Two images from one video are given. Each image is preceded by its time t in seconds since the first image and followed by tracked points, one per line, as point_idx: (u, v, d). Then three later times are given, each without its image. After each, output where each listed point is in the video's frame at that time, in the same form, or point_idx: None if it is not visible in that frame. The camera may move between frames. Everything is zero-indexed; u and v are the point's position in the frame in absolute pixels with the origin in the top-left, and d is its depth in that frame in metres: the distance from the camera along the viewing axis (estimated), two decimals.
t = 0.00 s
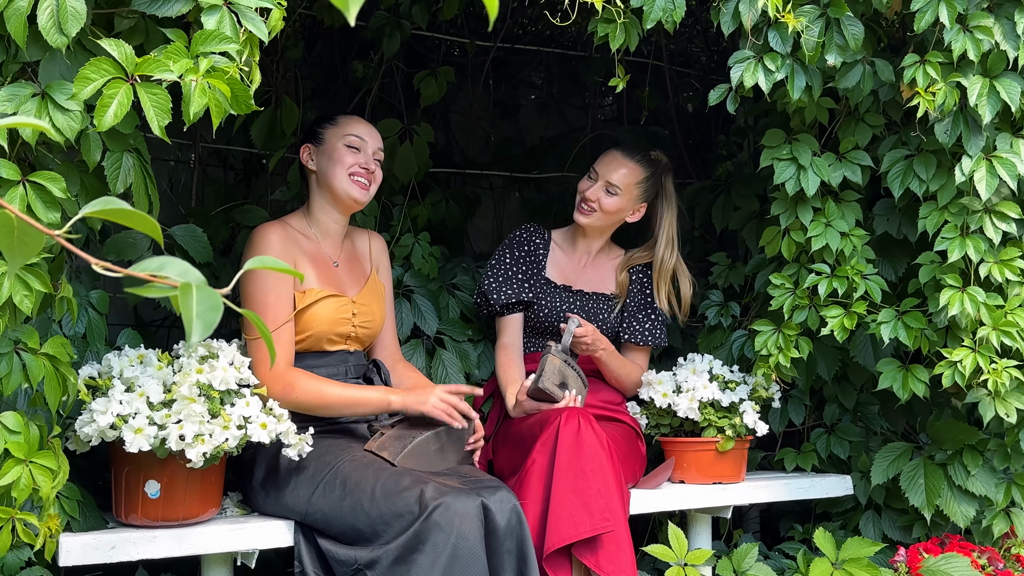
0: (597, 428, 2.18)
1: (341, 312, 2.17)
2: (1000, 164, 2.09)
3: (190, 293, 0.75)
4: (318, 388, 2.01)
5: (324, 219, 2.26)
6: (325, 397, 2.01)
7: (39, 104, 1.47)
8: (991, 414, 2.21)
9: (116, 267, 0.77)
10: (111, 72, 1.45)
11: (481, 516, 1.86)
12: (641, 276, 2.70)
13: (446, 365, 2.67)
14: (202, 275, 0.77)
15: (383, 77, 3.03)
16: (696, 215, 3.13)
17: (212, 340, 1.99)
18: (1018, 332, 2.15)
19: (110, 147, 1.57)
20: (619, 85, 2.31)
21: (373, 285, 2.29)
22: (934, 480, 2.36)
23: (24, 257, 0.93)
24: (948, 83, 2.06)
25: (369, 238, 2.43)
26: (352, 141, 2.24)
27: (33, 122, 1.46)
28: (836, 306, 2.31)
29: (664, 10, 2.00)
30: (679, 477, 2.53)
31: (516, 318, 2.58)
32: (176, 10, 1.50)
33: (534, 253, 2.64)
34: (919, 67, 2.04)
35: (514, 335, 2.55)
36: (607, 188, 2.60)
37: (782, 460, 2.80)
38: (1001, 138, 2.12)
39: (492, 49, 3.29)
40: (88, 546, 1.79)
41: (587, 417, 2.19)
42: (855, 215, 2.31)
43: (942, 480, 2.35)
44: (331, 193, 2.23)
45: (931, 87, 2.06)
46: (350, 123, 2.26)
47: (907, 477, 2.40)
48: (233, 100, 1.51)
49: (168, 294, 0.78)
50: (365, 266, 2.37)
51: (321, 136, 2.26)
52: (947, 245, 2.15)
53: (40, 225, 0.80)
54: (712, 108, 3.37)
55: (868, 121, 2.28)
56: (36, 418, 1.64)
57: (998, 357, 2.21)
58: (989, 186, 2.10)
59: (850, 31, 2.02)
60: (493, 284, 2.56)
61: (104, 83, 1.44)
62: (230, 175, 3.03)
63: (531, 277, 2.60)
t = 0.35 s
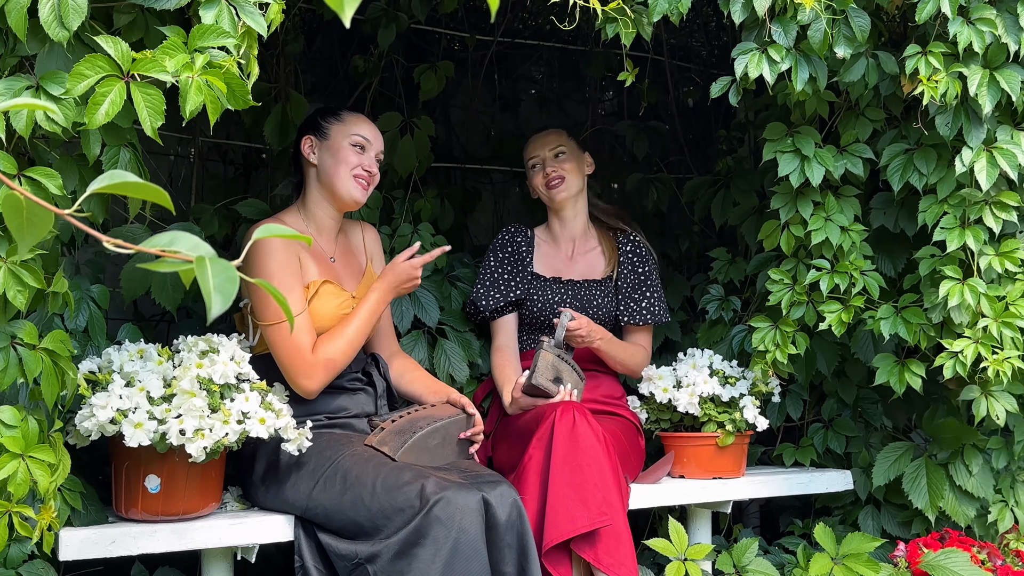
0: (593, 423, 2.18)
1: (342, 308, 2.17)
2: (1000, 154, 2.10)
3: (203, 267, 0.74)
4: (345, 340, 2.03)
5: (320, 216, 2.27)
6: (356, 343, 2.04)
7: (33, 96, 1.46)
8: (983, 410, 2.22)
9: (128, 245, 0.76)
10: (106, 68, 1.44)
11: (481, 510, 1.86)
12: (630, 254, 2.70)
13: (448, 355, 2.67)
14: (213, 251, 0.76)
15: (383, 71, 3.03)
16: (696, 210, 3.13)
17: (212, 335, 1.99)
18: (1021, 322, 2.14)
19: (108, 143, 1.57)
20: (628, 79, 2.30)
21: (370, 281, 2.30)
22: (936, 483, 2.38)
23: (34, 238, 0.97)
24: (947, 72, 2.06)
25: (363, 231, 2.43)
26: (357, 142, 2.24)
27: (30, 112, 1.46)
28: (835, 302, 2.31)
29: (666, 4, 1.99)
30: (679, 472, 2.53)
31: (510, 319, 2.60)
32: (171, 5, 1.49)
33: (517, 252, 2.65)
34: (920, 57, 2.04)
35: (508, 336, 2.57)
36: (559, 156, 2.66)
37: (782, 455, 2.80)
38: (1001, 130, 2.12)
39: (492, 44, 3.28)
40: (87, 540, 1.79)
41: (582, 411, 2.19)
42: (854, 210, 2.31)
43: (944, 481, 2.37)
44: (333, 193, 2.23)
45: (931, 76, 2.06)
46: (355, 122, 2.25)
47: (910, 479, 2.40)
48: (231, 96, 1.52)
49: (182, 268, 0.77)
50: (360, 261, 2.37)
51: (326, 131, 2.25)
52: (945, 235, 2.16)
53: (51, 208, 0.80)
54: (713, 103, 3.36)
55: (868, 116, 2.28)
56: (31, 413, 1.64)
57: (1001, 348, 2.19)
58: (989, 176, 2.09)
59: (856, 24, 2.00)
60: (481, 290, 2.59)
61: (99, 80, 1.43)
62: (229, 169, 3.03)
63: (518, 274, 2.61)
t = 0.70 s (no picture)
0: (591, 418, 2.18)
1: (340, 305, 2.17)
2: (997, 153, 2.09)
3: (166, 320, 0.74)
4: (351, 332, 2.04)
5: (324, 211, 2.26)
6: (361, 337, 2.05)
7: (36, 92, 1.46)
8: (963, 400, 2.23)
9: (97, 288, 0.75)
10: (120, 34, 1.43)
11: (479, 505, 1.86)
12: (618, 242, 2.69)
13: (448, 353, 2.66)
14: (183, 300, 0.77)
15: (383, 66, 3.02)
16: (697, 206, 3.12)
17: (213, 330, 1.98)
18: (1002, 324, 2.14)
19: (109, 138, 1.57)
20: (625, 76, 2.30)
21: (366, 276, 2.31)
22: (928, 470, 2.38)
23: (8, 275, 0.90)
24: (956, 70, 2.05)
25: (360, 226, 2.44)
26: (373, 145, 2.27)
27: (31, 105, 1.45)
28: (835, 299, 2.30)
29: None
30: (679, 467, 2.53)
31: (505, 321, 2.61)
32: None
33: (506, 255, 2.66)
34: (927, 54, 2.02)
35: (505, 338, 2.59)
36: (534, 155, 2.67)
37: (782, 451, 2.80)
38: (1000, 128, 2.12)
39: (493, 39, 3.27)
40: (88, 535, 1.79)
41: (579, 406, 2.19)
42: (853, 206, 2.31)
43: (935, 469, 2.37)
44: (349, 191, 2.24)
45: (942, 75, 2.05)
46: (368, 124, 2.28)
47: (902, 468, 2.41)
48: (237, 87, 1.52)
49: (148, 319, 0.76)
50: (357, 256, 2.37)
51: (345, 130, 2.24)
52: (938, 235, 2.16)
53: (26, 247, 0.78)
54: (714, 98, 3.36)
55: (868, 111, 2.28)
56: (10, 416, 1.63)
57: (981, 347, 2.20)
58: (987, 176, 2.09)
59: (853, 19, 2.00)
60: (475, 296, 2.60)
61: (118, 59, 1.42)
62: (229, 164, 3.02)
63: (507, 275, 2.62)
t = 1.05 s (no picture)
0: (592, 413, 2.17)
1: (339, 301, 2.16)
2: (990, 149, 2.08)
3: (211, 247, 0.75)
4: (338, 361, 2.01)
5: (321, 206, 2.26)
6: (347, 368, 2.01)
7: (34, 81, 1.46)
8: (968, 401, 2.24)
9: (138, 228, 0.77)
10: (93, 11, 1.41)
11: (481, 501, 1.86)
12: (624, 241, 2.69)
13: (449, 349, 2.67)
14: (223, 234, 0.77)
15: (384, 62, 3.01)
16: (697, 202, 3.12)
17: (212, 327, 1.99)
18: (995, 324, 2.14)
19: (113, 126, 1.58)
20: (618, 66, 2.27)
21: (369, 271, 2.30)
22: (928, 469, 2.39)
23: (44, 227, 0.93)
24: (954, 62, 2.04)
25: (362, 222, 2.43)
26: (356, 127, 2.25)
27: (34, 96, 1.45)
28: (834, 295, 2.31)
29: None
30: (680, 463, 2.53)
31: (509, 316, 2.61)
32: None
33: (512, 250, 2.66)
34: (926, 47, 2.03)
35: (506, 334, 2.58)
36: (542, 151, 2.66)
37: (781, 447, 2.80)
38: (996, 124, 2.11)
39: (494, 35, 3.27)
40: (88, 531, 1.79)
41: (580, 402, 2.18)
42: (853, 203, 2.31)
43: (936, 467, 2.37)
44: (339, 179, 2.22)
45: (939, 67, 2.04)
46: (351, 109, 2.27)
47: (903, 466, 2.42)
48: (227, 51, 1.52)
49: (192, 253, 0.78)
50: (359, 252, 2.36)
51: (323, 120, 2.25)
52: (930, 230, 2.16)
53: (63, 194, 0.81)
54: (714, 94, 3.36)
55: (868, 107, 2.28)
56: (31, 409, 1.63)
57: (971, 347, 2.20)
58: (978, 170, 2.08)
59: (868, 10, 1.99)
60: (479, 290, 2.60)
61: (86, 24, 1.39)
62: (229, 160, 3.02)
63: (514, 270, 2.62)
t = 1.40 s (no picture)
0: (595, 411, 2.17)
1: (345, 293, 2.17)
2: (997, 153, 2.09)
3: (200, 268, 0.71)
4: (317, 371, 2.01)
5: (329, 203, 2.27)
6: (323, 382, 2.00)
7: (42, 74, 1.46)
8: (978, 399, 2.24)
9: (128, 244, 0.73)
10: (102, 11, 1.42)
11: (482, 499, 1.86)
12: (636, 249, 2.71)
13: (449, 340, 2.68)
14: (216, 255, 0.73)
15: (385, 60, 3.01)
16: (698, 200, 3.12)
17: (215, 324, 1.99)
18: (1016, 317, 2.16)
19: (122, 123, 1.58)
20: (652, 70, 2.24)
21: (377, 267, 2.29)
22: (934, 470, 2.39)
23: (36, 236, 0.86)
24: (954, 60, 2.03)
25: (374, 223, 2.42)
26: (353, 125, 2.23)
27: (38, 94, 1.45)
28: (838, 292, 2.30)
29: None
30: (681, 461, 2.53)
31: (516, 305, 2.58)
32: None
33: (527, 239, 2.64)
34: (926, 44, 2.01)
35: (514, 322, 2.55)
36: (585, 150, 2.65)
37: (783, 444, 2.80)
38: (1001, 127, 2.12)
39: (496, 32, 3.26)
40: (92, 528, 1.79)
41: (583, 400, 2.18)
42: (855, 201, 2.32)
43: (942, 469, 2.38)
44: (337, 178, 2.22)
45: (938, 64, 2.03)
46: (350, 107, 2.24)
47: (908, 466, 2.42)
48: (233, 51, 1.50)
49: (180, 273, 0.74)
50: (369, 250, 2.36)
51: (321, 121, 2.26)
52: (946, 232, 2.14)
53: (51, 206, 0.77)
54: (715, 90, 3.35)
55: (870, 105, 2.27)
56: (37, 407, 1.64)
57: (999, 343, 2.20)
58: (984, 176, 2.09)
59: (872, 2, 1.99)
60: (491, 273, 2.57)
61: (94, 24, 1.40)
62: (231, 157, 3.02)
63: (528, 262, 2.60)
